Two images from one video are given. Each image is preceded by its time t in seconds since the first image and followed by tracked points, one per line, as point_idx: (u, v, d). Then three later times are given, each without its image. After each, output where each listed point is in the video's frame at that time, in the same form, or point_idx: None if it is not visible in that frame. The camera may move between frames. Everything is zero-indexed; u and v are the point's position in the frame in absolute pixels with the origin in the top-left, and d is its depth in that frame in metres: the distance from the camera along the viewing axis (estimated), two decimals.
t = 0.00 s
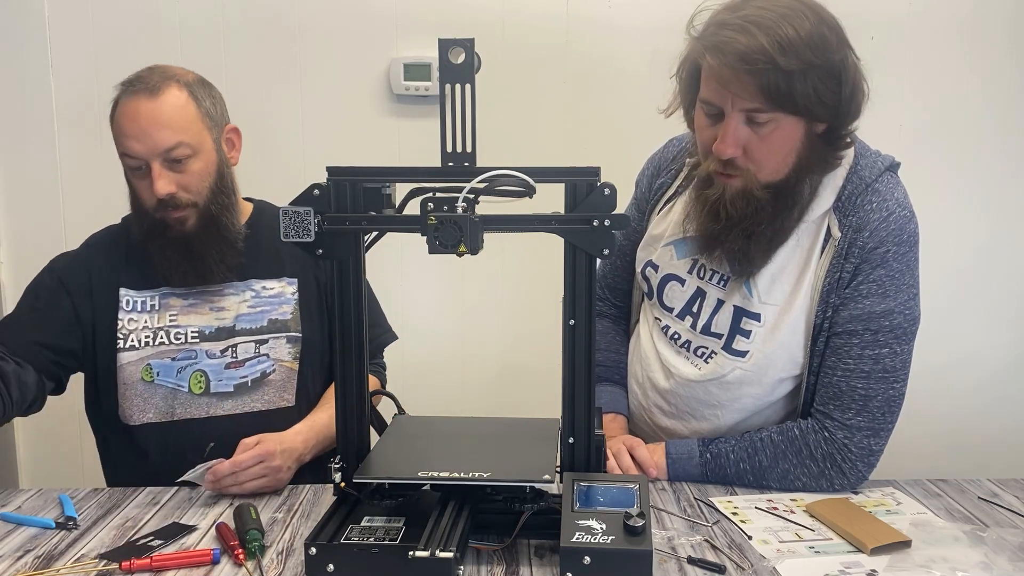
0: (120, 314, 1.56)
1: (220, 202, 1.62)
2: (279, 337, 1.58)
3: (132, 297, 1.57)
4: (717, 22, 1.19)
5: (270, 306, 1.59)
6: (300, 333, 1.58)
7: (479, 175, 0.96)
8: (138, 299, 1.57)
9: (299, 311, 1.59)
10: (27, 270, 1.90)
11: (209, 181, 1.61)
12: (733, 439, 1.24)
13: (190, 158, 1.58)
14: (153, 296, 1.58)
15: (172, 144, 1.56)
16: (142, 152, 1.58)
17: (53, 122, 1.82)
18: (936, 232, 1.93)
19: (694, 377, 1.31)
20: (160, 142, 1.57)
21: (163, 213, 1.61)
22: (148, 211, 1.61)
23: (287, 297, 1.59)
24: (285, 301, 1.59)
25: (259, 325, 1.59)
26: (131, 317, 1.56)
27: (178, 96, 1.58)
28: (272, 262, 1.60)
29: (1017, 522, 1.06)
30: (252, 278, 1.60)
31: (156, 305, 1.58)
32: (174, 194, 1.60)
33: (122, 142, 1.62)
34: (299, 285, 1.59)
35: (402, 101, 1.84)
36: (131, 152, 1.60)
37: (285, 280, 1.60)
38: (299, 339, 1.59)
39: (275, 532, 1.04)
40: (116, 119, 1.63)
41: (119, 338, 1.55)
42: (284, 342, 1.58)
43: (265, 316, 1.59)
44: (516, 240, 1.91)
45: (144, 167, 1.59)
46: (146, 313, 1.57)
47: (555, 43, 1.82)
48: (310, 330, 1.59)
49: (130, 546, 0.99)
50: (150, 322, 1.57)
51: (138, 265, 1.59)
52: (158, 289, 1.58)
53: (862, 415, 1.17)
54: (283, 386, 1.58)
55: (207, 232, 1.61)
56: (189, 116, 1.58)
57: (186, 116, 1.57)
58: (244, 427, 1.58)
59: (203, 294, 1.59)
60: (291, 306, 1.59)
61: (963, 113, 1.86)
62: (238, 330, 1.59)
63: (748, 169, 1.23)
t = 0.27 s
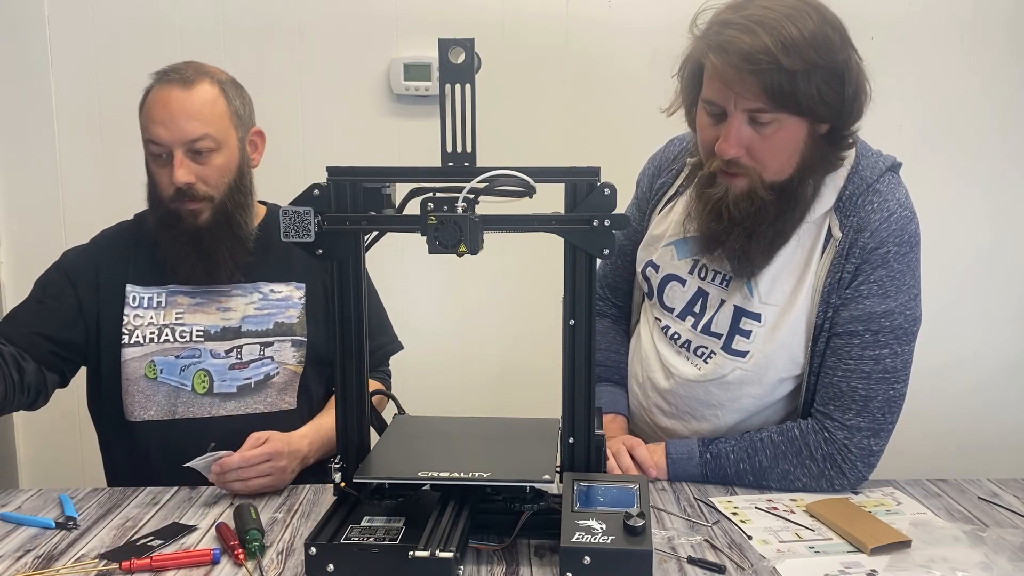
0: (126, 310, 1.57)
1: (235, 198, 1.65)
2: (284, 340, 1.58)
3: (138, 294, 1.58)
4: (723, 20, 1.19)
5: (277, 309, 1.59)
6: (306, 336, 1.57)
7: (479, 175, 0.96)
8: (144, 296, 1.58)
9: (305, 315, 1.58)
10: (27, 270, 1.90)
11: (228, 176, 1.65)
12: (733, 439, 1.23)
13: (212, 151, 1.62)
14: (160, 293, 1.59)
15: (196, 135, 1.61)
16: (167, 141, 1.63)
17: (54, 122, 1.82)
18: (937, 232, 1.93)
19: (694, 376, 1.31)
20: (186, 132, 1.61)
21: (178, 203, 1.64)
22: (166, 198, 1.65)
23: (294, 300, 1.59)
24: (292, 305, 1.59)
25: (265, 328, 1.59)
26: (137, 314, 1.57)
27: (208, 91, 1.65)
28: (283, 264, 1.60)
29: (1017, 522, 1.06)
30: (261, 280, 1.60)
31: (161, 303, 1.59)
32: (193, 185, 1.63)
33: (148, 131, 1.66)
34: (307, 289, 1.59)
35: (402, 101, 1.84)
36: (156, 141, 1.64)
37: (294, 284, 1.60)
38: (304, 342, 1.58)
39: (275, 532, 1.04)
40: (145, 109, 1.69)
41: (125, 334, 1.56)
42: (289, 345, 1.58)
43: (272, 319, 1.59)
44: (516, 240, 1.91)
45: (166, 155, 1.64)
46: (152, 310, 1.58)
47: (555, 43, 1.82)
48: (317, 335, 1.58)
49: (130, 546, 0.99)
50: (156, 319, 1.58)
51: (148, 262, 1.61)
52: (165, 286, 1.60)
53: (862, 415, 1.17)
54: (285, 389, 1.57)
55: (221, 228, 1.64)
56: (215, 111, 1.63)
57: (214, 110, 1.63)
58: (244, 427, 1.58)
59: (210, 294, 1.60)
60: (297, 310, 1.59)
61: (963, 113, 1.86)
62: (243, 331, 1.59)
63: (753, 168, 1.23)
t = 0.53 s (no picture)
0: (137, 306, 1.58)
1: (253, 200, 1.66)
2: (290, 343, 1.57)
3: (150, 290, 1.59)
4: (725, 21, 1.19)
5: (285, 312, 1.58)
6: (312, 341, 1.57)
7: (479, 175, 0.96)
8: (156, 292, 1.59)
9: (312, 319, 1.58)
10: (27, 269, 1.90)
11: (249, 177, 1.65)
12: (734, 439, 1.24)
13: (235, 152, 1.62)
14: (171, 290, 1.60)
15: (222, 134, 1.61)
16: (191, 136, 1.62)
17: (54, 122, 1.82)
18: (936, 232, 1.93)
19: (694, 377, 1.31)
20: (211, 130, 1.61)
21: (197, 198, 1.64)
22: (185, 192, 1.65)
23: (304, 304, 1.58)
24: (300, 308, 1.58)
25: (272, 330, 1.58)
26: (148, 310, 1.58)
27: (236, 90, 1.63)
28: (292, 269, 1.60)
29: (1017, 522, 1.06)
30: (272, 282, 1.60)
31: (172, 300, 1.60)
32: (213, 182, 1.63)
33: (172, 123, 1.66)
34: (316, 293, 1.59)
35: (402, 101, 1.84)
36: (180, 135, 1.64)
37: (303, 287, 1.60)
38: (310, 346, 1.57)
39: (275, 532, 1.04)
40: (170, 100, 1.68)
41: (135, 329, 1.58)
42: (294, 349, 1.57)
43: (280, 321, 1.58)
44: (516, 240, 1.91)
45: (189, 150, 1.63)
46: (162, 307, 1.59)
47: (555, 43, 1.82)
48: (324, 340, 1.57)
49: (130, 546, 0.99)
50: (165, 316, 1.59)
51: (159, 259, 1.61)
52: (177, 284, 1.60)
53: (862, 416, 1.17)
54: (287, 391, 1.57)
55: (236, 228, 1.64)
56: (241, 112, 1.62)
57: (241, 111, 1.62)
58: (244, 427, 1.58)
59: (221, 293, 1.60)
60: (305, 314, 1.58)
61: (963, 113, 1.86)
62: (251, 331, 1.59)
63: (755, 171, 1.23)
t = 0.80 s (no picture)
0: (145, 303, 1.59)
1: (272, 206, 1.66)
2: (294, 341, 1.56)
3: (158, 288, 1.60)
4: (725, 21, 1.19)
5: (290, 311, 1.58)
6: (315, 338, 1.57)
7: (479, 175, 0.96)
8: (164, 291, 1.59)
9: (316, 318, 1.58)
10: (27, 269, 1.90)
11: (268, 184, 1.66)
12: (733, 439, 1.23)
13: (258, 159, 1.63)
14: (178, 288, 1.60)
15: (245, 142, 1.62)
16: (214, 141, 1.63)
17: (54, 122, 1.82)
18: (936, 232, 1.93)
19: (694, 377, 1.31)
20: (234, 137, 1.62)
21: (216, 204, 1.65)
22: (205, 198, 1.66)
23: (309, 301, 1.59)
24: (305, 306, 1.59)
25: (276, 329, 1.58)
26: (156, 307, 1.59)
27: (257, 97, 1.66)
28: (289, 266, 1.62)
29: (1017, 522, 1.06)
30: (278, 281, 1.60)
31: (178, 297, 1.60)
32: (233, 188, 1.63)
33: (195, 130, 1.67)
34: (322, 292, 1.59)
35: (402, 101, 1.84)
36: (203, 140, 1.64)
37: (309, 285, 1.60)
38: (313, 344, 1.57)
39: (275, 532, 1.04)
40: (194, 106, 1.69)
41: (142, 325, 1.58)
42: (298, 347, 1.56)
43: (283, 320, 1.58)
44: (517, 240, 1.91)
45: (211, 156, 1.64)
46: (170, 304, 1.59)
47: (555, 43, 1.82)
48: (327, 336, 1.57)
49: (130, 546, 0.99)
50: (173, 313, 1.59)
51: (168, 258, 1.63)
52: (185, 282, 1.61)
53: (862, 416, 1.17)
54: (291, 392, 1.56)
55: (254, 231, 1.64)
56: (263, 118, 1.65)
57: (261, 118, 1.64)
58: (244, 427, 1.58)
59: (229, 291, 1.61)
60: (310, 312, 1.58)
61: (963, 114, 1.86)
62: (255, 330, 1.59)
63: (756, 171, 1.23)
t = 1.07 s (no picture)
0: (146, 305, 1.59)
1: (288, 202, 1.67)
2: (293, 340, 1.57)
3: (159, 289, 1.60)
4: (724, 16, 1.19)
5: (290, 310, 1.59)
6: (315, 337, 1.58)
7: (479, 175, 0.96)
8: (165, 292, 1.60)
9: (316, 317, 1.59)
10: (27, 268, 1.90)
11: (284, 179, 1.67)
12: (733, 439, 1.23)
13: (275, 155, 1.64)
14: (179, 289, 1.60)
15: (262, 140, 1.62)
16: (229, 142, 1.61)
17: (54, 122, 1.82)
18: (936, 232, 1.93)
19: (694, 377, 1.31)
20: (249, 136, 1.61)
21: (234, 205, 1.63)
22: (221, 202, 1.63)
23: (309, 301, 1.59)
24: (305, 305, 1.59)
25: (276, 327, 1.58)
26: (157, 308, 1.59)
27: (264, 93, 1.65)
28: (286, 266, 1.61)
29: (1017, 522, 1.06)
30: (278, 281, 1.60)
31: (178, 298, 1.59)
32: (252, 187, 1.62)
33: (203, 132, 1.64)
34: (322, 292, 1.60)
35: (402, 101, 1.84)
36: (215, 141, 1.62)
37: (308, 284, 1.61)
38: (313, 343, 1.58)
39: (275, 532, 1.04)
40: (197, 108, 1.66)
41: (145, 327, 1.58)
42: (298, 345, 1.57)
43: (283, 319, 1.58)
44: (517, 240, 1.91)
45: (227, 158, 1.61)
46: (171, 305, 1.59)
47: (555, 43, 1.82)
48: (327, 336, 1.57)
49: (130, 546, 0.99)
50: (173, 314, 1.59)
51: (168, 259, 1.62)
52: (186, 283, 1.60)
53: (862, 416, 1.17)
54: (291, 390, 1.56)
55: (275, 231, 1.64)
56: (273, 114, 1.65)
57: (272, 115, 1.64)
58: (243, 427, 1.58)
59: (229, 292, 1.61)
60: (310, 311, 1.59)
61: (963, 114, 1.86)
62: (254, 329, 1.59)
63: (748, 166, 1.25)
